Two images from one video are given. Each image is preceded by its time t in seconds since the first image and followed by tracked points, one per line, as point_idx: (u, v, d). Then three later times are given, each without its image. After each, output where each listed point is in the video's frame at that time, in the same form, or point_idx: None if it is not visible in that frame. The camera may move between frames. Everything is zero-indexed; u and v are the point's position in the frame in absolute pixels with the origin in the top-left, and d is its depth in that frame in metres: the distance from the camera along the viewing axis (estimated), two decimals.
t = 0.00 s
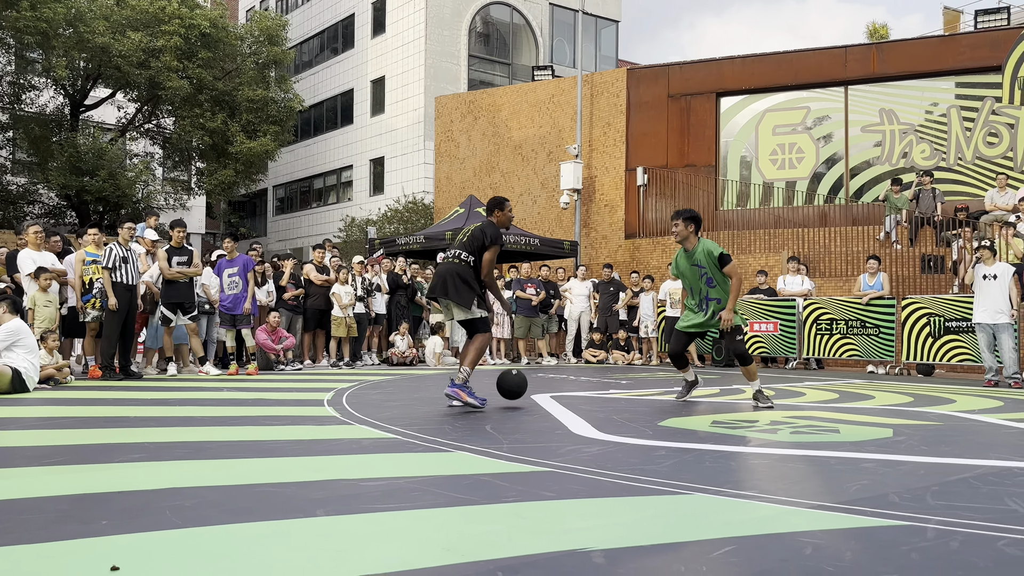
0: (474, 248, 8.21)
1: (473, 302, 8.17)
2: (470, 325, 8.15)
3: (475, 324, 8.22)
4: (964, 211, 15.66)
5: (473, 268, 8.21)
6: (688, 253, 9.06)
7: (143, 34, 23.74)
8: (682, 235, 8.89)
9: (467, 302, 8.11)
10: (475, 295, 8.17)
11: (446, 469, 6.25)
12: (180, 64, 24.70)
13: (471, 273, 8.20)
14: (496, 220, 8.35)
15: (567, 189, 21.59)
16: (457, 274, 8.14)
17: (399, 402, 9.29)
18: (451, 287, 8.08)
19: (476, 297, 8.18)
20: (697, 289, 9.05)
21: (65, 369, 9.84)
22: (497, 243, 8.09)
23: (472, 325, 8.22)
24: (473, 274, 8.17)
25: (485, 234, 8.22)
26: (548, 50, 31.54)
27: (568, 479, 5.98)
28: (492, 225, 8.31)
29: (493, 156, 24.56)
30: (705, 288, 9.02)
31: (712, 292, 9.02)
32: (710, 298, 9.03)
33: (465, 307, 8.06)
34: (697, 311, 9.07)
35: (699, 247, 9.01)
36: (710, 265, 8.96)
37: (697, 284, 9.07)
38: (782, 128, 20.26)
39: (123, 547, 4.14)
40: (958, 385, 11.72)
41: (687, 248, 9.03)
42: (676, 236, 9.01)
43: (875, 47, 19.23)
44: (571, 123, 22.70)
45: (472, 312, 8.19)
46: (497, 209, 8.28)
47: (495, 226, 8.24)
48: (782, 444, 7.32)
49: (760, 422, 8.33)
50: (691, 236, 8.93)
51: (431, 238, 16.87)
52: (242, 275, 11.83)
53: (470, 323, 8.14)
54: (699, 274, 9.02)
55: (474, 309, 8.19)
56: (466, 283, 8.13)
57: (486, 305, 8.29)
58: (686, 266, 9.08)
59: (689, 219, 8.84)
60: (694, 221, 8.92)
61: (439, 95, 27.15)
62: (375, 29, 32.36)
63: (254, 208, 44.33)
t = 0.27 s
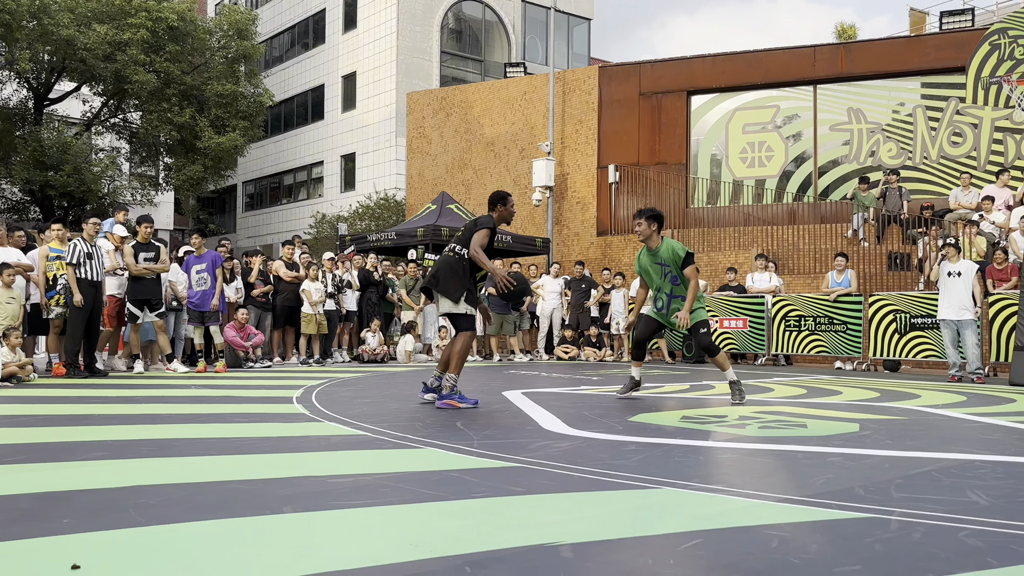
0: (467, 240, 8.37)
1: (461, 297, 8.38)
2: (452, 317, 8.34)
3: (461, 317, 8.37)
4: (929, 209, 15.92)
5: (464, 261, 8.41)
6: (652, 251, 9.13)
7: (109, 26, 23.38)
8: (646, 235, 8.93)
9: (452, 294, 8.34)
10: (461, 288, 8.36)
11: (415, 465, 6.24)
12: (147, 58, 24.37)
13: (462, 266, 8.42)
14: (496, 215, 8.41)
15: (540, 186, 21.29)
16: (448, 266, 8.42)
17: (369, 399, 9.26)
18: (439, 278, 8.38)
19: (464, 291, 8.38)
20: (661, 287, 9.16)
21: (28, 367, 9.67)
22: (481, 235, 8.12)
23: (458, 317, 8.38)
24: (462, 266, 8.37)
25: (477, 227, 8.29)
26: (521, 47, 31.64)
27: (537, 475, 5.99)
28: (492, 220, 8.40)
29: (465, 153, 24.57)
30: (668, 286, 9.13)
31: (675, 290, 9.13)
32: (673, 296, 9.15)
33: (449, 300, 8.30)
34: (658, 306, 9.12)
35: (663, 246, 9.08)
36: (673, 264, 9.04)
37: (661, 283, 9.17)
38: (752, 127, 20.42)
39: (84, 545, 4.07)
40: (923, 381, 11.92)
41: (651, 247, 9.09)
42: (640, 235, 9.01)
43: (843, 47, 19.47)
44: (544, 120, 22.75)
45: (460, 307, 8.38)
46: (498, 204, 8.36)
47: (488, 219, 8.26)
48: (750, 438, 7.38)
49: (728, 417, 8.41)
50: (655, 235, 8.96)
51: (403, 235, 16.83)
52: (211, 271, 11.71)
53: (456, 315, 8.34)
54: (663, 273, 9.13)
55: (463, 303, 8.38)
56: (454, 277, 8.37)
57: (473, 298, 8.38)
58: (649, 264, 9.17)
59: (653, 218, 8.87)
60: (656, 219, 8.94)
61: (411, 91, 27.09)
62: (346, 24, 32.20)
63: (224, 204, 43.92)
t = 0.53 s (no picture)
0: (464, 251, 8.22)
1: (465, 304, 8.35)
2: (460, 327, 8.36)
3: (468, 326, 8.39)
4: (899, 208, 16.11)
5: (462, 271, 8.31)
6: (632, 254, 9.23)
7: (77, 23, 22.99)
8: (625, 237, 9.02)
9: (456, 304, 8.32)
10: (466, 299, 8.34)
11: (387, 466, 6.20)
12: (116, 55, 24.02)
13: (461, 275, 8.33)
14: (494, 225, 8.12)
15: (514, 185, 21.30)
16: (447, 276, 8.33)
17: (341, 399, 9.22)
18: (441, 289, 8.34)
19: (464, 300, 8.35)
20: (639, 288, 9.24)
21: None
22: (474, 255, 7.93)
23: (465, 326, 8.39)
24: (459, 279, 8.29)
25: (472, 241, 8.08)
26: (495, 46, 31.69)
27: (510, 474, 5.97)
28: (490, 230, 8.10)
29: (439, 152, 24.51)
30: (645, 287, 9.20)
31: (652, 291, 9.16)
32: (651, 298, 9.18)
33: (449, 309, 8.29)
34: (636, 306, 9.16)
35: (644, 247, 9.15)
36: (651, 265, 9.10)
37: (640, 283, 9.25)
38: (725, 127, 20.56)
39: (46, 550, 4.00)
40: (893, 378, 12.07)
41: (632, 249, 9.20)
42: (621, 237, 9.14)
43: (814, 48, 19.63)
44: (518, 119, 22.74)
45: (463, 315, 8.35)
46: (497, 214, 8.04)
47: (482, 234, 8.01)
48: (722, 436, 7.43)
49: (700, 415, 8.46)
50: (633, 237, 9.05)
51: (376, 234, 16.76)
52: (181, 271, 11.65)
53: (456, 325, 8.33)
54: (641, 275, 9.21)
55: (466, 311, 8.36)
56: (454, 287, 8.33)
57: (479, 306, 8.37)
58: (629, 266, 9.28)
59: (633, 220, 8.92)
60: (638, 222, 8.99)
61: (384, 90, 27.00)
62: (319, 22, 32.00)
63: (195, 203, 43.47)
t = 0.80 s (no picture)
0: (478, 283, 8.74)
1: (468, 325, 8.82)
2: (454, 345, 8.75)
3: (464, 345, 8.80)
4: (874, 207, 16.27)
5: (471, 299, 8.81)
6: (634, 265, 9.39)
7: (49, 23, 22.63)
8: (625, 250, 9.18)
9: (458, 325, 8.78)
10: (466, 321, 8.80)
11: (366, 469, 6.16)
12: (90, 56, 23.71)
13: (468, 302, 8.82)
14: (513, 262, 8.69)
15: (492, 186, 21.63)
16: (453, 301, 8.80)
17: (320, 403, 9.16)
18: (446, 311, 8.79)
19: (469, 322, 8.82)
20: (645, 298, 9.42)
21: None
22: (499, 292, 8.52)
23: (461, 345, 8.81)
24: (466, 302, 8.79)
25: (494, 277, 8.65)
26: (472, 47, 31.82)
27: (491, 476, 5.92)
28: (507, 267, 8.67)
29: (417, 153, 24.47)
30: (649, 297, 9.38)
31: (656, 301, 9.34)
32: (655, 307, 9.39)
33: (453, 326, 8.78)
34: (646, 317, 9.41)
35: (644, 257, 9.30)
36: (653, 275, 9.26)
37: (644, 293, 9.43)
38: (702, 127, 20.68)
39: (14, 560, 3.88)
40: (869, 376, 12.19)
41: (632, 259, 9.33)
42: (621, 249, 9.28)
43: (789, 49, 19.77)
44: (496, 120, 22.77)
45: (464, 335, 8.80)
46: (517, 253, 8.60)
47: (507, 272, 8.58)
48: (702, 436, 7.43)
49: (680, 415, 8.49)
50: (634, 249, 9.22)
51: (354, 236, 16.72)
52: (157, 274, 11.64)
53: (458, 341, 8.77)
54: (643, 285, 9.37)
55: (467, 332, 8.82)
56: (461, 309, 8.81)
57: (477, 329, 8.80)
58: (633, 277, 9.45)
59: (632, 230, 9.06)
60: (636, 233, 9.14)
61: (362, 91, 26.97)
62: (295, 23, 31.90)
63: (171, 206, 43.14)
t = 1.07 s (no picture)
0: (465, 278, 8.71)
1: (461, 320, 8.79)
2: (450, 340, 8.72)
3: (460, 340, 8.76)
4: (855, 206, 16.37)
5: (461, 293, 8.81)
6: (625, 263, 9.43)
7: (27, 27, 22.45)
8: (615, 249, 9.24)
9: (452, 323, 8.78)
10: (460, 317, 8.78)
11: (350, 473, 6.13)
12: (69, 60, 23.51)
13: (460, 299, 8.82)
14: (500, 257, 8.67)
15: (476, 188, 21.45)
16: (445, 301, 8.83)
17: (304, 407, 9.13)
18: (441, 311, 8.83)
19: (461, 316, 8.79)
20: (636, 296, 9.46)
21: None
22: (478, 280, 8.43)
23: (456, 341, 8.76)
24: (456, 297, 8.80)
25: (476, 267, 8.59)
26: (454, 49, 31.88)
27: (475, 479, 5.91)
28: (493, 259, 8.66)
29: (400, 155, 24.43)
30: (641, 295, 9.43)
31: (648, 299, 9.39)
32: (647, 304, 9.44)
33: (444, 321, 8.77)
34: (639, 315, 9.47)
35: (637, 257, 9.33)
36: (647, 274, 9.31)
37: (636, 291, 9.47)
38: (684, 129, 20.76)
39: None
40: (852, 374, 12.29)
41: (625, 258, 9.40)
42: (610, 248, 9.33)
43: (770, 51, 19.87)
44: (479, 122, 22.76)
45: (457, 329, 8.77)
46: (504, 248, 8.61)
47: (486, 261, 8.55)
48: (686, 436, 7.46)
49: (664, 416, 8.52)
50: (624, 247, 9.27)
51: (337, 239, 16.67)
52: (138, 279, 11.45)
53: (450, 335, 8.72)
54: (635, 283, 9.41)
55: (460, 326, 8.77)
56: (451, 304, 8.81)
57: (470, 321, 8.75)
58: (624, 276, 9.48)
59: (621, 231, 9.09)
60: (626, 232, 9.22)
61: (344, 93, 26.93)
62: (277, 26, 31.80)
63: (152, 210, 42.84)
